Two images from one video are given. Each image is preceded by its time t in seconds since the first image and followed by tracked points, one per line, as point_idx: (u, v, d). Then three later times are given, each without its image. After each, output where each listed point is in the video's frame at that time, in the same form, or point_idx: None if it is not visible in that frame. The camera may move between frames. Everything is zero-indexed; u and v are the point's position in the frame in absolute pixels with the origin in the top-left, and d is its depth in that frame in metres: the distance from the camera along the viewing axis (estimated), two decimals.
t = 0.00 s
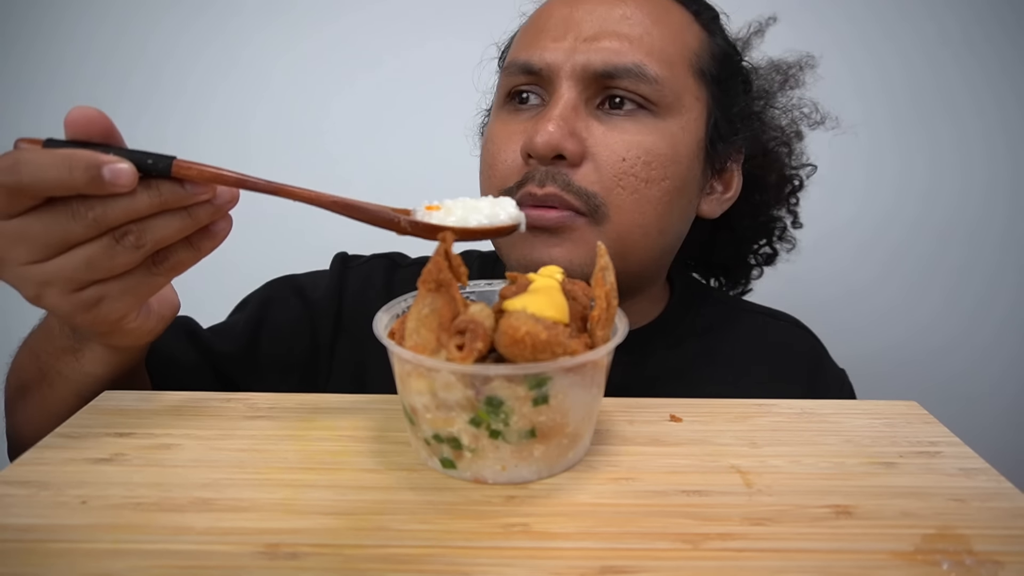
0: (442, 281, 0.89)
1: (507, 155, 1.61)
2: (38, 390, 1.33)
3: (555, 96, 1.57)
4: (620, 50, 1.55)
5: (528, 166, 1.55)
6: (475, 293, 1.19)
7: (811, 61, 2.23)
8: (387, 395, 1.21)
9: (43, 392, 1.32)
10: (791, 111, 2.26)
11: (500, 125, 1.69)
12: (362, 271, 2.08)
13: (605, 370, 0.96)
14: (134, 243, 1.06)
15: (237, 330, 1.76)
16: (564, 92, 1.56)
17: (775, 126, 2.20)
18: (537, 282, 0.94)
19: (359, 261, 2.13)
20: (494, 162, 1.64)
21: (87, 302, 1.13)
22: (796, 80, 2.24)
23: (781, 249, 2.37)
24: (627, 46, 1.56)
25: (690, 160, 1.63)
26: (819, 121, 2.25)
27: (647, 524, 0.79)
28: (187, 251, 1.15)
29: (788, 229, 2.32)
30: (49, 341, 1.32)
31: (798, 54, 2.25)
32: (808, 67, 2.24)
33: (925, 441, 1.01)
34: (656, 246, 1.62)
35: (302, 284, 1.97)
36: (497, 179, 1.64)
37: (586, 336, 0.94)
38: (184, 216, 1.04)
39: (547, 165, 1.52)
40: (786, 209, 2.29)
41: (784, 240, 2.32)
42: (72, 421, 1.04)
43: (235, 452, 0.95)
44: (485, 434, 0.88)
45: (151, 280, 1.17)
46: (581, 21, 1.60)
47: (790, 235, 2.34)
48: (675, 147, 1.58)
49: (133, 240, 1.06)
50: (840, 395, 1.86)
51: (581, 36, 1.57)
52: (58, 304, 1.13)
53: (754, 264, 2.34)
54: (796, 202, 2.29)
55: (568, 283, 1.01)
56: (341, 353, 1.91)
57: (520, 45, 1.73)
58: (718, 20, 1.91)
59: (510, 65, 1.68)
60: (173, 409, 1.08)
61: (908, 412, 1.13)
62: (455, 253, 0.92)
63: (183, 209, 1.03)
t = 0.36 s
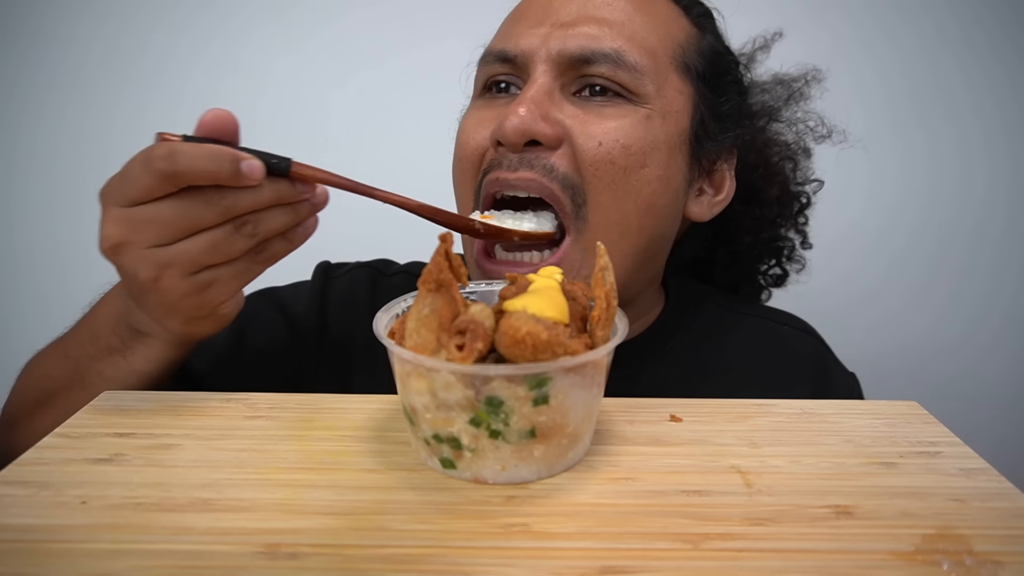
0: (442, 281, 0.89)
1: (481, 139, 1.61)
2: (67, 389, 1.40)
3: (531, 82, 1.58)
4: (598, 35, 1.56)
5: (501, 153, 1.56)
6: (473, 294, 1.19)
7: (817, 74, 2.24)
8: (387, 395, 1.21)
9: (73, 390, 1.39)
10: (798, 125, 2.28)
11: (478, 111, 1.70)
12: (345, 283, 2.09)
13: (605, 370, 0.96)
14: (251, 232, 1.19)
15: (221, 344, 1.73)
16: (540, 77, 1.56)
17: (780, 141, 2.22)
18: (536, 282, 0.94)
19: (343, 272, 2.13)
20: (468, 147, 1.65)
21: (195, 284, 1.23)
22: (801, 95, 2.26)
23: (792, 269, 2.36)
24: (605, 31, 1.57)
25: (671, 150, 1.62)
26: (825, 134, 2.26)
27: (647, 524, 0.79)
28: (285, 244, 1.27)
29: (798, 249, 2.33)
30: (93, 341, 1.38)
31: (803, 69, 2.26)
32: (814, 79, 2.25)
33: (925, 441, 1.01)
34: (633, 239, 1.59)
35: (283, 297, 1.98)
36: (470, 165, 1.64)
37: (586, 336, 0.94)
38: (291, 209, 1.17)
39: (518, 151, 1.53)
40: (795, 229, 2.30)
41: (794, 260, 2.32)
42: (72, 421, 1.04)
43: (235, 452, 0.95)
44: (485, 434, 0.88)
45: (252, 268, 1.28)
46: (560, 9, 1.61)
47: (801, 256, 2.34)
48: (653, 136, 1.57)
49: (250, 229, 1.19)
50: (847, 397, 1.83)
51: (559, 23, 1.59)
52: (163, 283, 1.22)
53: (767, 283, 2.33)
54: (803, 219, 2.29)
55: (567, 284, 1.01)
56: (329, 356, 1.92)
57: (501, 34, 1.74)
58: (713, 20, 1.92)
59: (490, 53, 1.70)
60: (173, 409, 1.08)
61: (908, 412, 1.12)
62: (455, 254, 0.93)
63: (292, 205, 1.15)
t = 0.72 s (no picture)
0: (442, 281, 0.89)
1: (445, 179, 1.66)
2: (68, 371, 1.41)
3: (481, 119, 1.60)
4: (539, 65, 1.56)
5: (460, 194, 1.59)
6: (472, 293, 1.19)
7: (825, 20, 2.23)
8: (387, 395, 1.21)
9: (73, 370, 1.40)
10: (806, 79, 2.24)
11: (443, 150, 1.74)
12: (346, 283, 2.06)
13: (605, 370, 0.96)
14: (230, 171, 1.25)
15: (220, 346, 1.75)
16: (489, 115, 1.59)
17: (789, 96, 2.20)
18: (536, 282, 0.94)
19: (345, 272, 2.11)
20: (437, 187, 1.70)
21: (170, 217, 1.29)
22: (809, 43, 2.24)
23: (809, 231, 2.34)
24: (543, 59, 1.56)
25: (627, 160, 1.62)
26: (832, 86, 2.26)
27: (647, 524, 0.79)
28: (263, 196, 1.31)
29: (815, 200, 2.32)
30: (87, 306, 1.42)
31: (811, 14, 2.25)
32: (825, 25, 2.24)
33: (925, 441, 1.01)
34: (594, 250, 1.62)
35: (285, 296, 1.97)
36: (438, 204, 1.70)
37: (586, 336, 0.94)
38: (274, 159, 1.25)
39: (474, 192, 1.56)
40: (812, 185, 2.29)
41: (810, 220, 2.30)
42: (72, 421, 1.04)
43: (234, 452, 0.95)
44: (485, 434, 0.88)
45: (229, 211, 1.32)
46: (501, 40, 1.61)
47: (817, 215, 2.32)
48: (598, 155, 1.58)
49: (230, 169, 1.24)
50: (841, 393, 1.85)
51: (501, 54, 1.59)
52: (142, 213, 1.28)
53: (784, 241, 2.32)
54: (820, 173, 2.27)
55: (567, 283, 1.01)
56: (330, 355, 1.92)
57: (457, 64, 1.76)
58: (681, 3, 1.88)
59: (446, 89, 1.73)
60: (173, 409, 1.08)
61: (909, 412, 1.12)
62: (455, 254, 0.93)
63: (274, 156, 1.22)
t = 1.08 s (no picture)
0: (442, 281, 0.89)
1: (478, 165, 1.63)
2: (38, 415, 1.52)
3: (519, 106, 1.59)
4: (580, 55, 1.56)
5: (495, 178, 1.58)
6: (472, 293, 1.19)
7: (795, 39, 2.26)
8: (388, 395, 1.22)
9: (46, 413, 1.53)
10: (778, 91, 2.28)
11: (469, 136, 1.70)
12: (339, 306, 2.08)
13: (605, 370, 0.96)
14: None
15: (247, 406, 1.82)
16: (528, 102, 1.58)
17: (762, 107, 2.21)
18: (537, 282, 0.94)
19: (335, 301, 2.12)
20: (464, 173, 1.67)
21: None
22: (779, 59, 2.26)
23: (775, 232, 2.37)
24: (585, 49, 1.57)
25: (659, 155, 1.64)
26: (803, 100, 2.29)
27: (647, 524, 0.79)
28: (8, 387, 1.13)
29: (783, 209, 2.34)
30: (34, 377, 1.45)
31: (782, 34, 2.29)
32: (793, 44, 2.28)
33: (925, 441, 1.01)
34: (625, 239, 1.63)
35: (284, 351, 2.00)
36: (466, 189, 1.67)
37: (585, 336, 0.94)
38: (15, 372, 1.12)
39: (512, 175, 1.55)
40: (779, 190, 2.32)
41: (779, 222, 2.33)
42: (72, 421, 1.04)
43: (234, 452, 0.95)
44: (485, 433, 0.89)
45: None
46: (540, 28, 1.60)
47: (785, 217, 2.35)
48: (636, 145, 1.59)
49: None
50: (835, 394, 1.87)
51: (541, 42, 1.58)
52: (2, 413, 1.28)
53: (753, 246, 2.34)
54: (786, 182, 2.31)
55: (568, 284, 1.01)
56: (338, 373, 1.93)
57: (485, 53, 1.74)
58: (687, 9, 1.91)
59: (476, 75, 1.70)
60: (173, 409, 1.08)
61: (908, 412, 1.12)
62: (455, 254, 0.93)
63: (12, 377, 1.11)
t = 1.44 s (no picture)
0: (442, 281, 0.89)
1: (489, 177, 1.63)
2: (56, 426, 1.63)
3: (526, 115, 1.58)
4: (586, 63, 1.56)
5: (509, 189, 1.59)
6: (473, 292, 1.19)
7: (760, 28, 2.27)
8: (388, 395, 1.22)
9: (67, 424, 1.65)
10: (746, 79, 2.28)
11: (474, 145, 1.69)
12: (338, 305, 2.07)
13: (605, 370, 0.96)
14: None
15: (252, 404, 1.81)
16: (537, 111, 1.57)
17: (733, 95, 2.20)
18: (537, 282, 0.94)
19: (334, 299, 2.12)
20: (472, 184, 1.66)
21: None
22: (747, 48, 2.27)
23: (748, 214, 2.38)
24: (591, 56, 1.57)
25: (666, 157, 1.67)
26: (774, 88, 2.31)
27: (646, 524, 0.79)
28: None
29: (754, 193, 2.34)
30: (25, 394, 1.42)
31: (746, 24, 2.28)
32: (757, 33, 2.28)
33: (926, 441, 1.01)
34: (639, 242, 1.66)
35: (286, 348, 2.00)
36: (477, 200, 1.66)
37: (586, 336, 0.94)
38: None
39: (526, 186, 1.56)
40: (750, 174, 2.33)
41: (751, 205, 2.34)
42: (72, 421, 1.04)
43: (234, 452, 0.95)
44: (485, 434, 0.89)
45: None
46: (542, 37, 1.59)
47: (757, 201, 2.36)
48: (646, 149, 1.61)
49: None
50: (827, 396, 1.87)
51: (545, 50, 1.57)
52: None
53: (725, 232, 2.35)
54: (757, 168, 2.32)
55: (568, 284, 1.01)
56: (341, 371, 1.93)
57: (483, 60, 1.71)
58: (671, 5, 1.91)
59: (475, 84, 1.66)
60: (174, 409, 1.08)
61: (908, 412, 1.12)
62: (455, 254, 0.93)
63: None
